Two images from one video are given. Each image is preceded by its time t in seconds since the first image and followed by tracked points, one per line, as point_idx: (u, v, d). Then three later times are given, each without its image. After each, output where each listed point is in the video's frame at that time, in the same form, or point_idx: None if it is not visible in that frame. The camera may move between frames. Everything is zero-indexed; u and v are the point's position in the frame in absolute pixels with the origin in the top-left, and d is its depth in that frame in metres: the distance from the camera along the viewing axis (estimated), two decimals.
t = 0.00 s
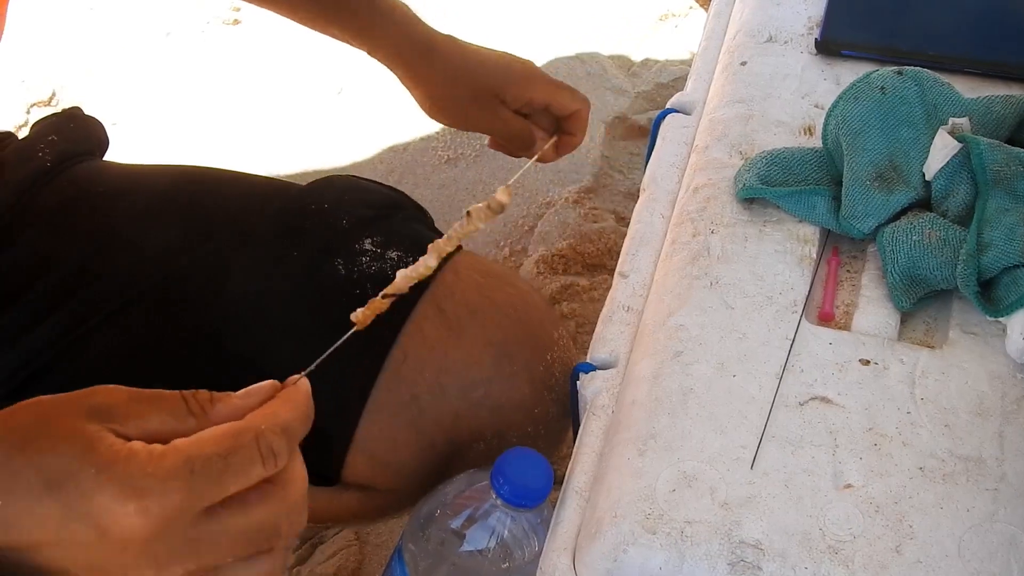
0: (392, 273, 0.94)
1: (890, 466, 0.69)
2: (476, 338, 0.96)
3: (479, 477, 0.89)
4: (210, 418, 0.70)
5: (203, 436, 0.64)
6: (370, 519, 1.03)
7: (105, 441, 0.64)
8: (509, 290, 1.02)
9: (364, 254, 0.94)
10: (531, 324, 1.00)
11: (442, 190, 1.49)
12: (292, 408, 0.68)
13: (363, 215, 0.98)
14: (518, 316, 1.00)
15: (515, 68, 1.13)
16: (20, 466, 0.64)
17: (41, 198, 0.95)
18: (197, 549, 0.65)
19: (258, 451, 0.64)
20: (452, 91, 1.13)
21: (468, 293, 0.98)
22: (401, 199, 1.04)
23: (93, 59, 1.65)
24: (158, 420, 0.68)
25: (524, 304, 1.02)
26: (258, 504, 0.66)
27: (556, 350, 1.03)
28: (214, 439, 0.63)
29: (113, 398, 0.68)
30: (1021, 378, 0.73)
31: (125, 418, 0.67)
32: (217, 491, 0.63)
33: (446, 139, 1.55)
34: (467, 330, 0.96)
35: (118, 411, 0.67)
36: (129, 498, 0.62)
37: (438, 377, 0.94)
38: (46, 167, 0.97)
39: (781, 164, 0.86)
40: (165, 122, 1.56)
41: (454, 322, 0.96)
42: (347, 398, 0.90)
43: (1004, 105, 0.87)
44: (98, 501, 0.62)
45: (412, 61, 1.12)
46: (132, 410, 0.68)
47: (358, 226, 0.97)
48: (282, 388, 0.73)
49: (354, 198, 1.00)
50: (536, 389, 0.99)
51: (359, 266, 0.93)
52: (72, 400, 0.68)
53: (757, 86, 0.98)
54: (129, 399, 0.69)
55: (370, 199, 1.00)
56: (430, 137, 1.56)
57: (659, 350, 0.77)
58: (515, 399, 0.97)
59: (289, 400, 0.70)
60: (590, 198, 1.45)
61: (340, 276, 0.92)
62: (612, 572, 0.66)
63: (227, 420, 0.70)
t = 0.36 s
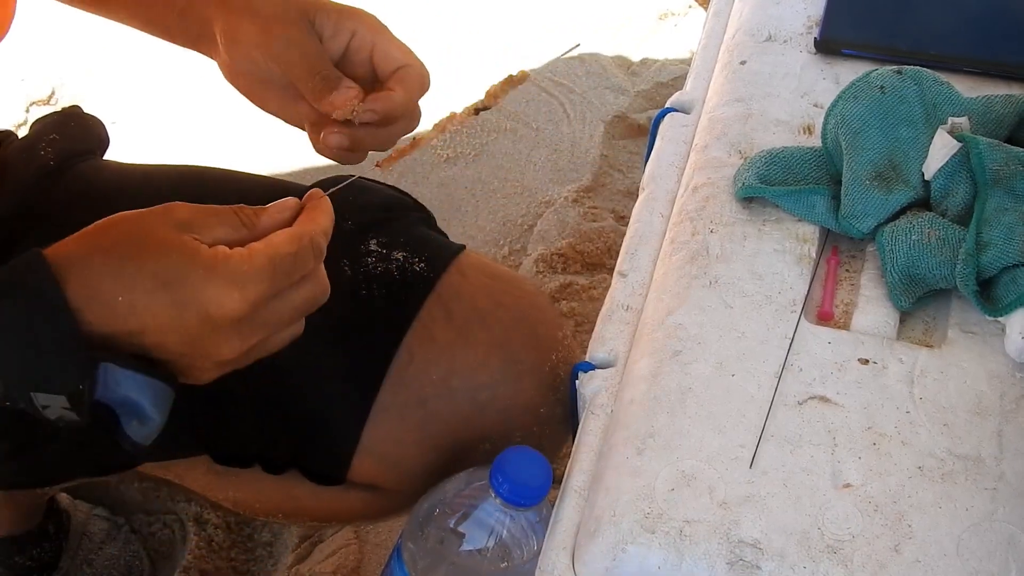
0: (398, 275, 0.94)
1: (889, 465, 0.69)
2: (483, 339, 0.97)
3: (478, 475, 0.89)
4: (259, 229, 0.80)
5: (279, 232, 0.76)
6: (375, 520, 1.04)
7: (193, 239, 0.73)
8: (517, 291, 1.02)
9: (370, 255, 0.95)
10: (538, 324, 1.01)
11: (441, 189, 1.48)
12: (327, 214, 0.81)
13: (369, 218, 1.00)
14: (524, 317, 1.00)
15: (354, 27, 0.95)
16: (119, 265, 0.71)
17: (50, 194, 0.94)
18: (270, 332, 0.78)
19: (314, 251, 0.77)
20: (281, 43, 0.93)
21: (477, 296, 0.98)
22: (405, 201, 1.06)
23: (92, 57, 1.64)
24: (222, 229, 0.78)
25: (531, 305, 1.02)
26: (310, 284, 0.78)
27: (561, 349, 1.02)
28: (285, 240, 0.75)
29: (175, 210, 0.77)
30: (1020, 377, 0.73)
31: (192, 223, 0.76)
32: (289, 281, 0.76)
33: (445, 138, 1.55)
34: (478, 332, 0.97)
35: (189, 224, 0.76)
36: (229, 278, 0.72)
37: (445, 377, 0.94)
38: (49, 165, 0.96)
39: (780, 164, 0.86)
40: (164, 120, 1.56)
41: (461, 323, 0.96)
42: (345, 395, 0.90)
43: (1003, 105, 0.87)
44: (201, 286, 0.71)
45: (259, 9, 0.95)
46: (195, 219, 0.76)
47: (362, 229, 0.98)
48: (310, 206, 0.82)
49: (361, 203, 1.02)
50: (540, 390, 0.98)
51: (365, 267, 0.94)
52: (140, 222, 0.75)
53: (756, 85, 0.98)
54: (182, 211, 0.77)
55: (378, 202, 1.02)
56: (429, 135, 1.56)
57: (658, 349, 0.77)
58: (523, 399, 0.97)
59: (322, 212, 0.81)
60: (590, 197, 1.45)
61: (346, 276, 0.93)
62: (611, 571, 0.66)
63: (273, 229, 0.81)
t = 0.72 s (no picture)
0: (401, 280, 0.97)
1: (888, 464, 0.69)
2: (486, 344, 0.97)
3: (477, 473, 0.90)
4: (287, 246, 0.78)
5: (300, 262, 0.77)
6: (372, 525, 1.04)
7: (214, 250, 0.76)
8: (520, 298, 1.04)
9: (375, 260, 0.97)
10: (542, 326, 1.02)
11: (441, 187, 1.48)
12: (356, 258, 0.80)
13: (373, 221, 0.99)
14: (526, 323, 1.00)
15: (350, 107, 0.90)
16: (142, 257, 0.75)
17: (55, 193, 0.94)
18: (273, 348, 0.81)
19: (334, 301, 0.78)
20: (269, 115, 0.86)
21: (481, 302, 1.00)
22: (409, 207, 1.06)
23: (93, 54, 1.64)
24: (250, 233, 0.78)
25: (536, 312, 1.03)
26: (324, 318, 0.79)
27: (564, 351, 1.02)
28: (303, 274, 0.76)
29: (210, 206, 0.78)
30: (1019, 376, 0.73)
31: (223, 225, 0.77)
32: (299, 312, 0.77)
33: (445, 136, 1.55)
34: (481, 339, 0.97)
35: (222, 224, 0.77)
36: (234, 299, 0.75)
37: (448, 383, 0.94)
38: (57, 163, 0.95)
39: (780, 162, 0.86)
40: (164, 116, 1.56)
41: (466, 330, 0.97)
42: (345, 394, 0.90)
43: (1004, 104, 0.86)
44: (205, 298, 0.75)
45: (247, 78, 0.89)
46: (226, 221, 0.77)
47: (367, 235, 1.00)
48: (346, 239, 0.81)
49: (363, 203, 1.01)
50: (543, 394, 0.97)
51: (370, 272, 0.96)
52: (177, 209, 0.78)
53: (756, 83, 0.97)
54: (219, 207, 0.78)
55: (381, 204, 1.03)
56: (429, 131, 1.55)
57: (658, 347, 0.77)
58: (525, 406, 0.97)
59: (355, 254, 0.81)
60: (589, 195, 1.45)
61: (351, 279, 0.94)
62: (610, 569, 0.66)
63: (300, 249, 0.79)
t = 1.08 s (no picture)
0: (399, 283, 0.96)
1: (889, 464, 0.69)
2: (485, 348, 0.97)
3: (478, 475, 0.89)
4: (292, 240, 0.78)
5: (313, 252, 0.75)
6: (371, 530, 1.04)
7: (229, 231, 0.74)
8: (520, 301, 1.02)
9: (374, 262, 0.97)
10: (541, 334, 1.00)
11: (440, 188, 1.48)
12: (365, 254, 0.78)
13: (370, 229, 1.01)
14: (524, 326, 0.99)
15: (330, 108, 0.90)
16: (161, 232, 0.74)
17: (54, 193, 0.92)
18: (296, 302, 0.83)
19: (345, 291, 0.76)
20: (251, 124, 0.88)
21: (480, 307, 0.98)
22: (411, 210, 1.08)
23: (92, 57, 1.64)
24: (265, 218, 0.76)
25: (537, 315, 1.02)
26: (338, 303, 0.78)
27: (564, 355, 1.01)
28: (313, 262, 0.74)
29: (224, 184, 0.76)
30: (1020, 376, 0.73)
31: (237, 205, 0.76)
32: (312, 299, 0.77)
33: (444, 138, 1.55)
34: (479, 343, 0.97)
35: (239, 204, 0.75)
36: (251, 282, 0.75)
37: (447, 387, 0.94)
38: (54, 167, 0.93)
39: (779, 162, 0.86)
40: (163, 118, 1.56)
41: (465, 333, 0.96)
42: (346, 396, 0.90)
43: (1003, 103, 0.86)
44: (224, 278, 0.75)
45: (225, 82, 0.90)
46: (240, 201, 0.75)
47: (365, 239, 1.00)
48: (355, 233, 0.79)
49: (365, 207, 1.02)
50: (543, 393, 0.97)
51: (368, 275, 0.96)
52: (193, 184, 0.75)
53: (755, 84, 0.98)
54: (233, 187, 0.76)
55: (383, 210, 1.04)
56: (429, 133, 1.56)
57: (658, 348, 0.77)
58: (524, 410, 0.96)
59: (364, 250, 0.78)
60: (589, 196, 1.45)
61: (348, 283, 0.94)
62: (611, 571, 0.66)
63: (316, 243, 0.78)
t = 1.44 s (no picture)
0: (397, 283, 0.95)
1: (890, 465, 0.69)
2: (484, 348, 0.97)
3: (479, 477, 0.89)
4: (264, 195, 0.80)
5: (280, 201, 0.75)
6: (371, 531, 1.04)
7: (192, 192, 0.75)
8: (519, 302, 1.03)
9: (370, 262, 0.96)
10: (539, 333, 1.01)
11: (440, 191, 1.48)
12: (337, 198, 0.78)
13: (366, 226, 1.00)
14: (524, 326, 1.00)
15: (367, 31, 0.92)
16: (124, 207, 0.76)
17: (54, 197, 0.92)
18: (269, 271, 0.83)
19: (319, 229, 0.76)
20: (284, 42, 0.87)
21: (477, 305, 0.99)
22: (408, 208, 1.08)
23: (92, 61, 1.64)
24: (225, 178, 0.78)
25: (534, 316, 1.02)
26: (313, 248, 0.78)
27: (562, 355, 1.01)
28: (285, 211, 0.74)
29: (184, 155, 0.79)
30: (1021, 377, 0.73)
31: (197, 170, 0.78)
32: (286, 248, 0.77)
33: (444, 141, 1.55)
34: (478, 343, 0.97)
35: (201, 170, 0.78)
36: (222, 239, 0.74)
37: (445, 386, 0.94)
38: (51, 171, 0.92)
39: (779, 164, 0.86)
40: (162, 120, 1.56)
41: (462, 333, 0.96)
42: (346, 399, 0.90)
43: (1003, 104, 0.87)
44: (192, 240, 0.75)
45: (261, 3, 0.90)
46: (200, 165, 0.78)
47: (361, 237, 0.99)
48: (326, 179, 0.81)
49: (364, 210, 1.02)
50: (541, 391, 0.97)
51: (365, 274, 0.95)
52: (153, 160, 0.78)
53: (755, 85, 0.98)
54: (193, 157, 0.78)
55: (378, 210, 1.04)
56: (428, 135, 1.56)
57: (658, 350, 0.77)
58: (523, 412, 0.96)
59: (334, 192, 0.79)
60: (589, 198, 1.45)
61: (345, 282, 0.94)
62: (611, 573, 0.66)
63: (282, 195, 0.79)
